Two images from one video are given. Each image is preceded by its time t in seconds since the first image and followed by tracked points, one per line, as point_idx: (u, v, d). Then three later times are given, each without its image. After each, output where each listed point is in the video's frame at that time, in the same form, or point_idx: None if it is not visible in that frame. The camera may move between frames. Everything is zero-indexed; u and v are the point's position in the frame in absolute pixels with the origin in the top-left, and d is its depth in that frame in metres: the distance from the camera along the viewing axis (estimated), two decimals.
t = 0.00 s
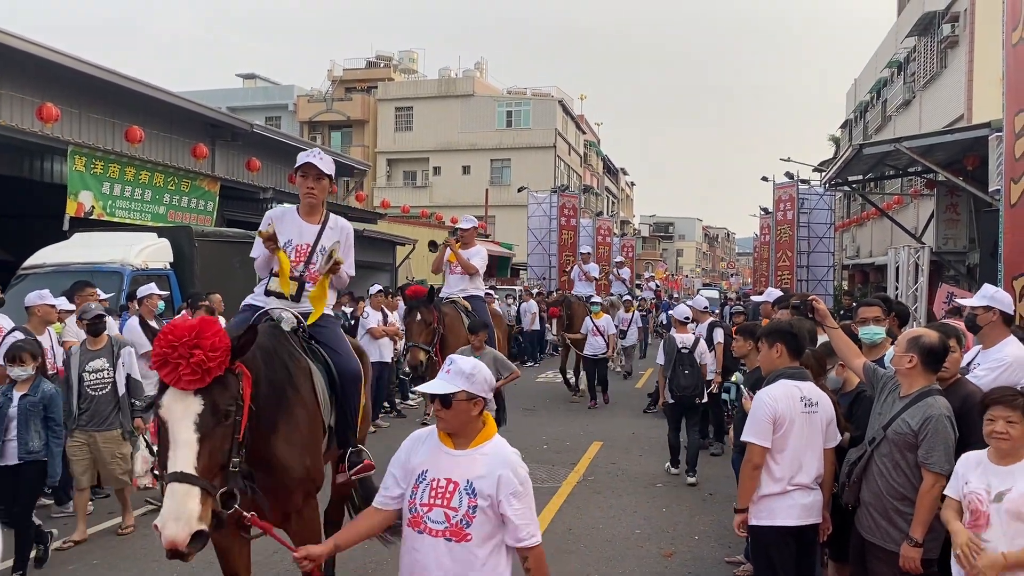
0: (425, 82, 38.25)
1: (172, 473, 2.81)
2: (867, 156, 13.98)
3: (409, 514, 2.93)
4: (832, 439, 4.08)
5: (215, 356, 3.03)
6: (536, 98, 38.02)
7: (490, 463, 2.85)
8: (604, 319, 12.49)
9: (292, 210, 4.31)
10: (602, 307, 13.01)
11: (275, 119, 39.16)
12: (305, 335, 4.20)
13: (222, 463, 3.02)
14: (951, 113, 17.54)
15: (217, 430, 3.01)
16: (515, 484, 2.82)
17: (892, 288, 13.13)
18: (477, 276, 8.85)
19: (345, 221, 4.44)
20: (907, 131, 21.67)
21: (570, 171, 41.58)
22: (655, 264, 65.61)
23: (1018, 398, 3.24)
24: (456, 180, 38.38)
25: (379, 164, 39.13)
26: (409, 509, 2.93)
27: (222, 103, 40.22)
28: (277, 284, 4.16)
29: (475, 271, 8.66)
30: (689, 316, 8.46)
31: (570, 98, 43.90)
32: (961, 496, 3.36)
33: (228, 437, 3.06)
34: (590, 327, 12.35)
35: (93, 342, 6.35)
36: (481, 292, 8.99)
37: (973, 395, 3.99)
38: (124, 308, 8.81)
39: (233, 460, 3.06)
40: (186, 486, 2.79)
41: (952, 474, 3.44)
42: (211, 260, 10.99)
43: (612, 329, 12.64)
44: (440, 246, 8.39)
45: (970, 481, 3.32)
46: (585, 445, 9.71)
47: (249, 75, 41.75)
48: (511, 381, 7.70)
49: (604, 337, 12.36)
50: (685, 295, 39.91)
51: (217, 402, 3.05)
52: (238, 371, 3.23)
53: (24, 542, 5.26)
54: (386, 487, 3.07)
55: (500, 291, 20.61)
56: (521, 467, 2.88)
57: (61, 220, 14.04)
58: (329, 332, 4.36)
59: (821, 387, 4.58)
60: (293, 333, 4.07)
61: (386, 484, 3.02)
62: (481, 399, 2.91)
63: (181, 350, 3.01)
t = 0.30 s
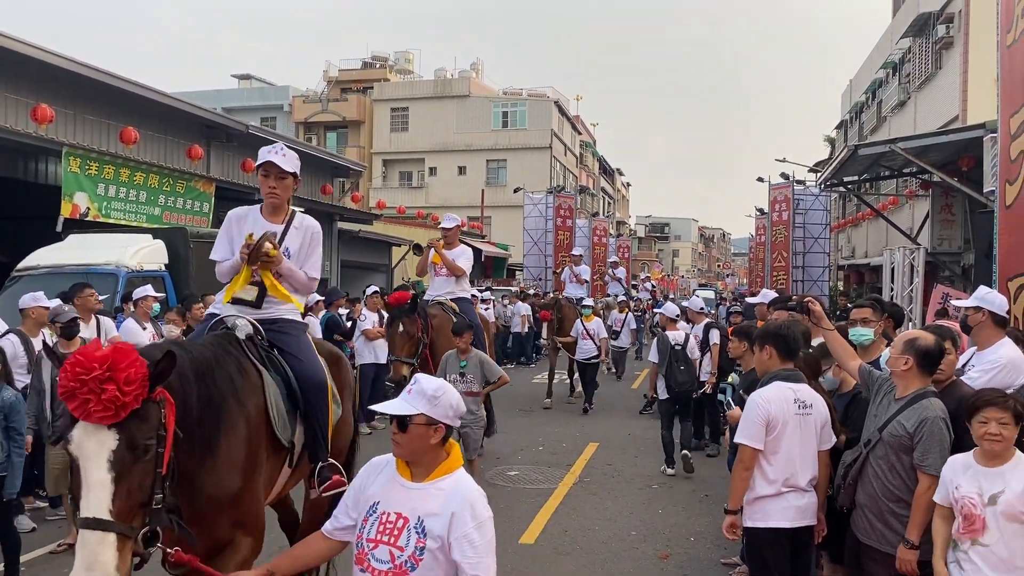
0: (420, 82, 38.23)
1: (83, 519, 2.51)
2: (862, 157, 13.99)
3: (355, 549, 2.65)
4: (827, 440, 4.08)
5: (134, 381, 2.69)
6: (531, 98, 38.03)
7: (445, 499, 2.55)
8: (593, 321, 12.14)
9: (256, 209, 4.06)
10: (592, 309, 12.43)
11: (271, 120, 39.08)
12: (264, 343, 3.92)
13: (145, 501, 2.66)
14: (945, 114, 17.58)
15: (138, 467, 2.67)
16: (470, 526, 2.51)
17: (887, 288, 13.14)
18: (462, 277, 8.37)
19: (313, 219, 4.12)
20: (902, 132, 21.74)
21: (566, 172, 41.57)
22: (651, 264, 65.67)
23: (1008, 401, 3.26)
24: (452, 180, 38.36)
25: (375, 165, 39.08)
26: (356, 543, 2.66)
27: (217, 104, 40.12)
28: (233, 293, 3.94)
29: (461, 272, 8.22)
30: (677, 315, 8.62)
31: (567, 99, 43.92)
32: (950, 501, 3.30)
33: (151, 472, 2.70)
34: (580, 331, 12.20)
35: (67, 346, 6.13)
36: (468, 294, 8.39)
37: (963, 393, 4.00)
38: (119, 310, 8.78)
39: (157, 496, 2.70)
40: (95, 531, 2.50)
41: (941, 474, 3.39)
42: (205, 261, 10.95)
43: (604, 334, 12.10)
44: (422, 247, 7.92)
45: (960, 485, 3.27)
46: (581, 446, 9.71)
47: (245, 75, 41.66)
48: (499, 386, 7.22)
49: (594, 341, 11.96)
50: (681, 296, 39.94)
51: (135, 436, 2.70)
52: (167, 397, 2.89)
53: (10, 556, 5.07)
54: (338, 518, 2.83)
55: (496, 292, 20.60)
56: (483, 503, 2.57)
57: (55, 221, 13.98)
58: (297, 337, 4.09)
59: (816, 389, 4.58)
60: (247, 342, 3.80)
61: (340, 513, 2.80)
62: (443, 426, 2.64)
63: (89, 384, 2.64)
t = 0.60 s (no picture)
0: (415, 82, 38.19)
1: None
2: (857, 156, 14.01)
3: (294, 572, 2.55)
4: (822, 439, 4.08)
5: (16, 415, 2.21)
6: (527, 98, 38.01)
7: (381, 509, 2.44)
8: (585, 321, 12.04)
9: (208, 211, 3.80)
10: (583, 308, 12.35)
11: (266, 119, 38.97)
12: (210, 355, 3.63)
13: (48, 549, 2.19)
14: (940, 113, 17.63)
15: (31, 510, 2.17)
16: (408, 534, 2.38)
17: (882, 287, 13.16)
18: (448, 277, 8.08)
19: (270, 218, 3.86)
20: (896, 131, 21.80)
21: (561, 171, 41.57)
22: (646, 263, 65.70)
23: (994, 397, 3.28)
24: (447, 179, 38.33)
25: (370, 164, 39.01)
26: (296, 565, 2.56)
27: (212, 103, 40.02)
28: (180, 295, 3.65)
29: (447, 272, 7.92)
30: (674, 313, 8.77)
31: (562, 98, 43.95)
32: (942, 501, 3.28)
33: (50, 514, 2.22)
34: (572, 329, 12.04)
35: (44, 348, 6.04)
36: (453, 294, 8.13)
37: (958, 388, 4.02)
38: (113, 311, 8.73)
39: (62, 542, 2.22)
40: None
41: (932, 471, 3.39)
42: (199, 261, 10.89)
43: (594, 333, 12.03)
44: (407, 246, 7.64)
45: (953, 485, 3.26)
46: (577, 445, 9.71)
47: (239, 74, 41.56)
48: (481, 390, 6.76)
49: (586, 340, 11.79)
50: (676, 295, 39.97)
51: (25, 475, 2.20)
52: (66, 426, 2.42)
53: None
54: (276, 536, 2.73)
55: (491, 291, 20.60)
56: (423, 510, 2.45)
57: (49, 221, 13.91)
58: (241, 342, 3.76)
59: (812, 389, 4.58)
60: (189, 354, 3.52)
61: (274, 536, 2.68)
62: (373, 428, 2.50)
63: None
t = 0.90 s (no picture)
0: (410, 80, 38.14)
1: None
2: (851, 153, 14.03)
3: None
4: (817, 435, 4.07)
5: None
6: (522, 96, 37.97)
7: (257, 533, 2.22)
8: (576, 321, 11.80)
9: (139, 201, 3.56)
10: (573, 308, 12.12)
11: (260, 118, 38.90)
12: (155, 357, 3.47)
13: None
14: (934, 110, 17.67)
15: None
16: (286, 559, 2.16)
17: (877, 284, 13.17)
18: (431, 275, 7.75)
19: (207, 202, 3.60)
20: (891, 128, 21.84)
21: (557, 169, 41.57)
22: (642, 261, 65.75)
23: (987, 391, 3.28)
24: (442, 178, 38.29)
25: (365, 163, 38.93)
26: None
27: (206, 102, 39.90)
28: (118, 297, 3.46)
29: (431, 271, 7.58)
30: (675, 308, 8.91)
31: (557, 96, 43.95)
32: (936, 498, 3.28)
33: None
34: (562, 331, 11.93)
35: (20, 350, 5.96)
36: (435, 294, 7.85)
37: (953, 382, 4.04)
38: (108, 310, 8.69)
39: None
40: None
41: (924, 466, 3.39)
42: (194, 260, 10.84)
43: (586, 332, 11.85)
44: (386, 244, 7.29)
45: (947, 481, 3.25)
46: (572, 443, 9.71)
47: (234, 73, 41.46)
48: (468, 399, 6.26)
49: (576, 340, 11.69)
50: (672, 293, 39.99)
51: None
52: None
53: None
54: (149, 574, 2.46)
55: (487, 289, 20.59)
56: (305, 530, 2.23)
57: (43, 220, 13.84)
58: (189, 347, 3.59)
59: (807, 387, 4.58)
60: (130, 354, 3.34)
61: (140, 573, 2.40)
62: (247, 442, 2.28)
63: None
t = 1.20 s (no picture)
0: (405, 78, 38.09)
1: None
2: (846, 150, 14.07)
3: None
4: (812, 432, 4.08)
5: None
6: (517, 94, 37.95)
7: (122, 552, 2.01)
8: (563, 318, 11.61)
9: (74, 188, 3.31)
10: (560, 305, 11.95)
11: (255, 116, 38.86)
12: (80, 360, 3.22)
13: None
14: (928, 107, 17.72)
15: None
16: None
17: (872, 280, 13.21)
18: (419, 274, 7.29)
19: (146, 187, 3.32)
20: (885, 125, 21.90)
21: (553, 167, 41.58)
22: (638, 259, 65.87)
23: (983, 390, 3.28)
24: (438, 176, 38.26)
25: (361, 161, 38.88)
26: None
27: (201, 100, 39.80)
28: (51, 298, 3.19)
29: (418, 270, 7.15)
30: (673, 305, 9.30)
31: (553, 94, 43.97)
32: (931, 495, 3.27)
33: None
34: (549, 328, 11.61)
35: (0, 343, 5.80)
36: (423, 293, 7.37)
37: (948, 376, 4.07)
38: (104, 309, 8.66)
39: None
40: None
41: (917, 463, 3.40)
42: (189, 258, 10.81)
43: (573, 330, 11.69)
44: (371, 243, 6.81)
45: (943, 478, 3.25)
46: (568, 441, 9.71)
47: (229, 71, 41.35)
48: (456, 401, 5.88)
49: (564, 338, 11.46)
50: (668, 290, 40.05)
51: None
52: None
53: None
54: None
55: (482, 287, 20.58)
56: (177, 546, 2.04)
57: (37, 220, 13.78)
58: (121, 351, 3.27)
59: (803, 384, 4.58)
60: (50, 358, 3.12)
61: None
62: (112, 451, 2.06)
63: None
